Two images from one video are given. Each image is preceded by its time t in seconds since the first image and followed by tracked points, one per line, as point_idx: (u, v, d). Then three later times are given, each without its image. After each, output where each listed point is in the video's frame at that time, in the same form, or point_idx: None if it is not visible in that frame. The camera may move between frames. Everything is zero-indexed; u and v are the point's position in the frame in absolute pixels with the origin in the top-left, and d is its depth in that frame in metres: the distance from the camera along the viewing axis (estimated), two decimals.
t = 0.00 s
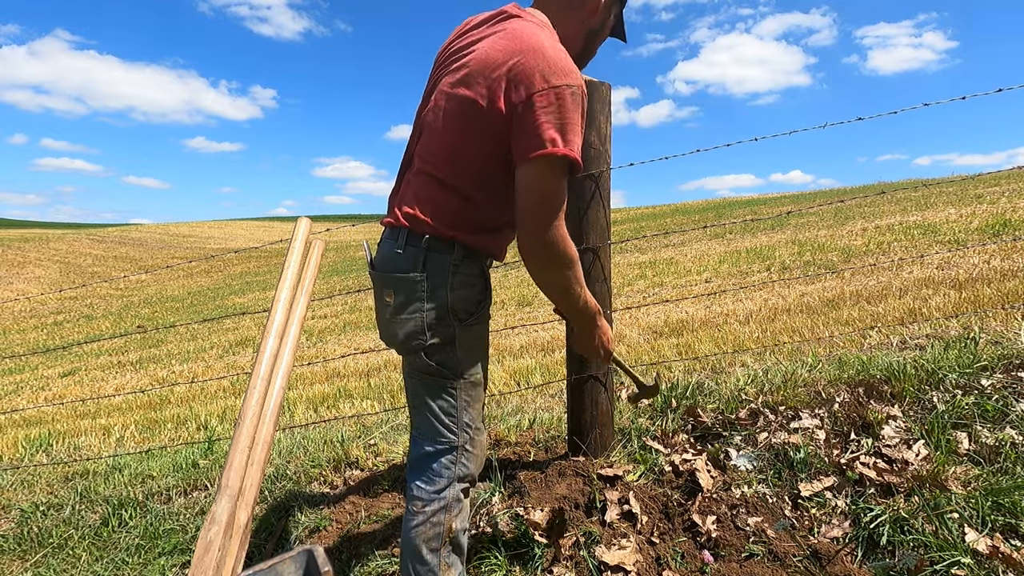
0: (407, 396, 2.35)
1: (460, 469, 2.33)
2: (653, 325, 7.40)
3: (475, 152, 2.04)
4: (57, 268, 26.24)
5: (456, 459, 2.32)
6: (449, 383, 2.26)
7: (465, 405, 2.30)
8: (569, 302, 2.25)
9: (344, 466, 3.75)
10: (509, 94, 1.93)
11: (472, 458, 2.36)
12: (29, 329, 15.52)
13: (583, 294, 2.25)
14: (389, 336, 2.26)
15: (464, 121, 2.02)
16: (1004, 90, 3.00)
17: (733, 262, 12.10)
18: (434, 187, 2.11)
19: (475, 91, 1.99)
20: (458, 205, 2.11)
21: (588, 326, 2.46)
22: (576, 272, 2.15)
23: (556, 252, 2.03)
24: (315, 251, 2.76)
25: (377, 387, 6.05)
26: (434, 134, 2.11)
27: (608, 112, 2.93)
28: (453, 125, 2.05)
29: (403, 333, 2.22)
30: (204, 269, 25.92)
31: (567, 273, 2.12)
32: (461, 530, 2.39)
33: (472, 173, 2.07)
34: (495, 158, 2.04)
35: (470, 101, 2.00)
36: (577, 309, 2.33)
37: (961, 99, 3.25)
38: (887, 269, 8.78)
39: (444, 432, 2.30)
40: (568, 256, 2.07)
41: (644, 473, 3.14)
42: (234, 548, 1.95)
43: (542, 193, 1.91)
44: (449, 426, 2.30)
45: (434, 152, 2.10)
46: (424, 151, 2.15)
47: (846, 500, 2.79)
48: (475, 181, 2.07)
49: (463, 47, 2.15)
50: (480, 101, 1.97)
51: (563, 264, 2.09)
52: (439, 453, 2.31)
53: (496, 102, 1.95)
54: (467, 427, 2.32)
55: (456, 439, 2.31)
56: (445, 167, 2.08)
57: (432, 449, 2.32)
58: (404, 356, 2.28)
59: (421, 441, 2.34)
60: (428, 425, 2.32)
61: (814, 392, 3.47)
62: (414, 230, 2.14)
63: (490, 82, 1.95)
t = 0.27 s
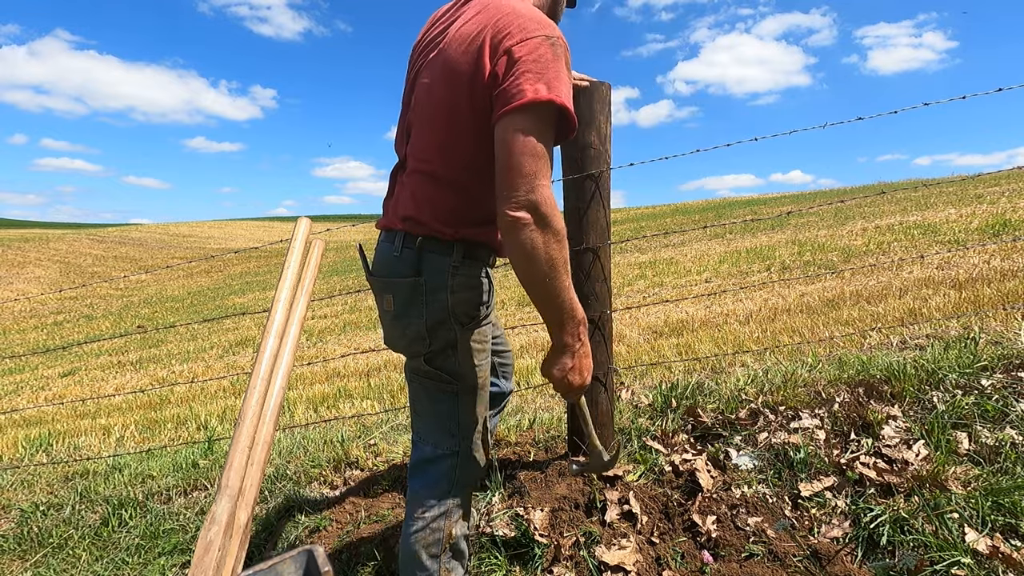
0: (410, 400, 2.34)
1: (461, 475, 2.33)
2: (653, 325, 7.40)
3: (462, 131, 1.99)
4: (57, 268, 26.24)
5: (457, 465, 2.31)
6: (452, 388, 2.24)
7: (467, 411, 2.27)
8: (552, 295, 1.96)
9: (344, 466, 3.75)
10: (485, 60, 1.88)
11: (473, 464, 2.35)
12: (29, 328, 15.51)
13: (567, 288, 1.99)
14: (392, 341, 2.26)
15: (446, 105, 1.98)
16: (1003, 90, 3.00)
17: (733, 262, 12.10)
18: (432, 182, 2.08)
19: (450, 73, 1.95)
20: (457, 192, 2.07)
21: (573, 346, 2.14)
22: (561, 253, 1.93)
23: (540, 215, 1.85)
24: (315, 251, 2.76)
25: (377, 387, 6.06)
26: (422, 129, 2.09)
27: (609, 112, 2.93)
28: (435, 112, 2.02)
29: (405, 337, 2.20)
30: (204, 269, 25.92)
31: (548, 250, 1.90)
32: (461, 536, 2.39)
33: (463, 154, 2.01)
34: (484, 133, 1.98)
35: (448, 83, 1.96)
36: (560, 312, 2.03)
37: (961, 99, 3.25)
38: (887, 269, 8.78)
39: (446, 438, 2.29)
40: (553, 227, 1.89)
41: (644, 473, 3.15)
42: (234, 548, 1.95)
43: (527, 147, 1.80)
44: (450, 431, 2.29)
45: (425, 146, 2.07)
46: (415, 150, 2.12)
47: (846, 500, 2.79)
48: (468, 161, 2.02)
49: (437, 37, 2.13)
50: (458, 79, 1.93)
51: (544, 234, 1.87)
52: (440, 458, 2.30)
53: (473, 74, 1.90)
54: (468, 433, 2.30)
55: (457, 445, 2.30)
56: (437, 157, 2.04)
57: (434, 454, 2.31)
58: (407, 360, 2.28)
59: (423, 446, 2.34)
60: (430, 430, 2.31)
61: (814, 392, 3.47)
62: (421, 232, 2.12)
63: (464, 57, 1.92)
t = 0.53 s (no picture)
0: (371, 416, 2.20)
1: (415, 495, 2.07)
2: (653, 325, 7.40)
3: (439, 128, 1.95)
4: (57, 268, 26.24)
5: (414, 485, 2.07)
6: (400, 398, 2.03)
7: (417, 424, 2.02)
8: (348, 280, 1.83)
9: (344, 466, 3.75)
10: (419, 60, 1.90)
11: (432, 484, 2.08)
12: (29, 328, 15.51)
13: (362, 272, 1.81)
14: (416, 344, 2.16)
15: (406, 108, 1.93)
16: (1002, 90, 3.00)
17: (733, 262, 12.10)
18: (421, 186, 1.97)
19: (350, 81, 1.81)
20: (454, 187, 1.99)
21: (381, 339, 1.84)
22: (359, 236, 1.81)
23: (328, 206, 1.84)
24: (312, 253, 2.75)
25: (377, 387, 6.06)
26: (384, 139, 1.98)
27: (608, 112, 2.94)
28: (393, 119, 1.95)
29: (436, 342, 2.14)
30: (204, 269, 25.92)
31: (342, 237, 1.82)
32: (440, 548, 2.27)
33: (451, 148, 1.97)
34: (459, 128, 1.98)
35: (371, 87, 1.85)
36: (367, 299, 1.82)
37: (959, 100, 3.26)
38: (887, 269, 8.78)
39: (398, 454, 2.07)
40: (341, 210, 1.82)
41: (644, 473, 3.14)
42: (229, 548, 1.96)
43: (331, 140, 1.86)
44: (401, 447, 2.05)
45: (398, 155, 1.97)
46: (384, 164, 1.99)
47: (846, 500, 2.79)
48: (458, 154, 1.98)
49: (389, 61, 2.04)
50: (393, 81, 1.89)
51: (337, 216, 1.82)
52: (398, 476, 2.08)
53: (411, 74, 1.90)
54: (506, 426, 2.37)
55: (412, 462, 2.06)
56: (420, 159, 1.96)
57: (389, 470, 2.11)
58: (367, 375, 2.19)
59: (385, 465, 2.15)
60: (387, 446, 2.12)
61: (814, 392, 3.47)
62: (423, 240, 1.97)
63: (388, 59, 1.86)
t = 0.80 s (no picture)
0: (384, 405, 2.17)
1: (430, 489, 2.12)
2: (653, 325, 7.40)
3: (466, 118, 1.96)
4: (57, 268, 26.23)
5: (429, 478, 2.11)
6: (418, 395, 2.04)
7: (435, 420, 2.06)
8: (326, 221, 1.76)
9: (344, 466, 3.74)
10: (453, 48, 1.90)
11: (448, 479, 2.12)
12: (29, 328, 15.51)
13: (355, 216, 1.74)
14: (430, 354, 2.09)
15: (434, 93, 1.91)
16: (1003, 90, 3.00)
17: (733, 262, 12.10)
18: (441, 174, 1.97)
19: (379, 53, 1.77)
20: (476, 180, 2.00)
21: (379, 280, 1.74)
22: (343, 177, 1.75)
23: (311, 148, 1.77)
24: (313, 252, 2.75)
25: (377, 387, 6.05)
26: (405, 119, 1.96)
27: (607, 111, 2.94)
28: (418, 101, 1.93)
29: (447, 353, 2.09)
30: (204, 269, 25.93)
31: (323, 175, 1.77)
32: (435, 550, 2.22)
33: (476, 139, 1.98)
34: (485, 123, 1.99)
35: (399, 62, 1.81)
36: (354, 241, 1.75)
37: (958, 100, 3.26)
38: (887, 270, 8.77)
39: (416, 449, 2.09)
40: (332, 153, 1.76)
41: (644, 473, 3.15)
42: (229, 548, 1.97)
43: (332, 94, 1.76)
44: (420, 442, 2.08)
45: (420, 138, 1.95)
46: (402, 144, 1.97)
47: (846, 500, 2.79)
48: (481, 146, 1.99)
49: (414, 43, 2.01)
50: (423, 69, 1.88)
51: (314, 157, 1.77)
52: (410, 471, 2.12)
53: (443, 60, 1.89)
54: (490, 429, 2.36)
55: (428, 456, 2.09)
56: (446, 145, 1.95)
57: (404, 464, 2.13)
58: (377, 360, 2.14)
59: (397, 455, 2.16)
60: (402, 439, 2.12)
61: (814, 392, 3.47)
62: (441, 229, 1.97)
63: (422, 41, 1.85)
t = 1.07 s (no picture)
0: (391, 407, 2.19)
1: (440, 487, 2.14)
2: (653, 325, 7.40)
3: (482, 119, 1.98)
4: (57, 268, 26.24)
5: (438, 476, 2.13)
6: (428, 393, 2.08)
7: (445, 418, 2.11)
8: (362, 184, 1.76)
9: (344, 466, 3.75)
10: (482, 52, 1.93)
11: (457, 476, 2.16)
12: (29, 329, 15.51)
13: (397, 179, 1.76)
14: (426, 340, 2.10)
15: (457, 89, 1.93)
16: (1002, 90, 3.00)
17: (733, 262, 12.10)
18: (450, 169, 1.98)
19: (419, 40, 1.80)
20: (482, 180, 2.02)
21: (429, 239, 1.79)
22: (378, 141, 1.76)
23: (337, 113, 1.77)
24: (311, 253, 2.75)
25: (377, 387, 6.05)
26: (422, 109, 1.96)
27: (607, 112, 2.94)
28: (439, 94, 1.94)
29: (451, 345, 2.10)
30: (204, 269, 25.93)
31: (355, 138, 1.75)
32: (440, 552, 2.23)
33: (488, 142, 2.01)
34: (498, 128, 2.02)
35: (433, 52, 1.84)
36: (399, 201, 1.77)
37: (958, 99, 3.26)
38: (887, 270, 8.77)
39: (425, 448, 2.12)
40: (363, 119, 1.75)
41: (644, 473, 3.15)
42: (229, 548, 1.97)
43: (365, 68, 1.78)
44: (430, 440, 2.11)
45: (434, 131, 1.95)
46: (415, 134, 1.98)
47: (846, 500, 2.79)
48: (492, 149, 2.02)
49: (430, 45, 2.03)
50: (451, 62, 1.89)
51: (342, 121, 1.75)
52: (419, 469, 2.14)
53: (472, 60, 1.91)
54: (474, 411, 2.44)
55: (438, 455, 2.12)
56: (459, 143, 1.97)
57: (414, 464, 2.15)
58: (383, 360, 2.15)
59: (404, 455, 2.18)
60: (411, 439, 2.14)
61: (814, 392, 3.47)
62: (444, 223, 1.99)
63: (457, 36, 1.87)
